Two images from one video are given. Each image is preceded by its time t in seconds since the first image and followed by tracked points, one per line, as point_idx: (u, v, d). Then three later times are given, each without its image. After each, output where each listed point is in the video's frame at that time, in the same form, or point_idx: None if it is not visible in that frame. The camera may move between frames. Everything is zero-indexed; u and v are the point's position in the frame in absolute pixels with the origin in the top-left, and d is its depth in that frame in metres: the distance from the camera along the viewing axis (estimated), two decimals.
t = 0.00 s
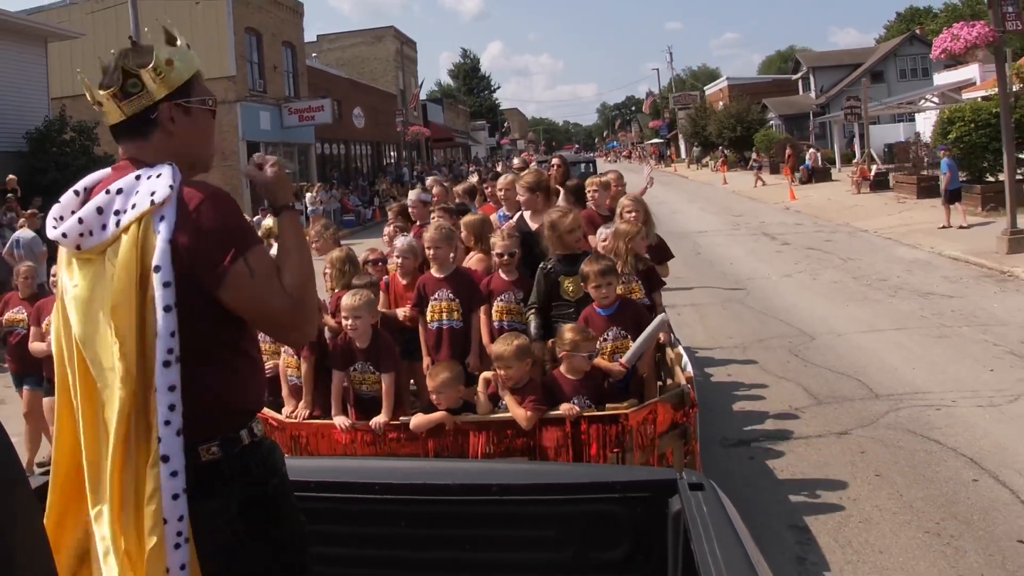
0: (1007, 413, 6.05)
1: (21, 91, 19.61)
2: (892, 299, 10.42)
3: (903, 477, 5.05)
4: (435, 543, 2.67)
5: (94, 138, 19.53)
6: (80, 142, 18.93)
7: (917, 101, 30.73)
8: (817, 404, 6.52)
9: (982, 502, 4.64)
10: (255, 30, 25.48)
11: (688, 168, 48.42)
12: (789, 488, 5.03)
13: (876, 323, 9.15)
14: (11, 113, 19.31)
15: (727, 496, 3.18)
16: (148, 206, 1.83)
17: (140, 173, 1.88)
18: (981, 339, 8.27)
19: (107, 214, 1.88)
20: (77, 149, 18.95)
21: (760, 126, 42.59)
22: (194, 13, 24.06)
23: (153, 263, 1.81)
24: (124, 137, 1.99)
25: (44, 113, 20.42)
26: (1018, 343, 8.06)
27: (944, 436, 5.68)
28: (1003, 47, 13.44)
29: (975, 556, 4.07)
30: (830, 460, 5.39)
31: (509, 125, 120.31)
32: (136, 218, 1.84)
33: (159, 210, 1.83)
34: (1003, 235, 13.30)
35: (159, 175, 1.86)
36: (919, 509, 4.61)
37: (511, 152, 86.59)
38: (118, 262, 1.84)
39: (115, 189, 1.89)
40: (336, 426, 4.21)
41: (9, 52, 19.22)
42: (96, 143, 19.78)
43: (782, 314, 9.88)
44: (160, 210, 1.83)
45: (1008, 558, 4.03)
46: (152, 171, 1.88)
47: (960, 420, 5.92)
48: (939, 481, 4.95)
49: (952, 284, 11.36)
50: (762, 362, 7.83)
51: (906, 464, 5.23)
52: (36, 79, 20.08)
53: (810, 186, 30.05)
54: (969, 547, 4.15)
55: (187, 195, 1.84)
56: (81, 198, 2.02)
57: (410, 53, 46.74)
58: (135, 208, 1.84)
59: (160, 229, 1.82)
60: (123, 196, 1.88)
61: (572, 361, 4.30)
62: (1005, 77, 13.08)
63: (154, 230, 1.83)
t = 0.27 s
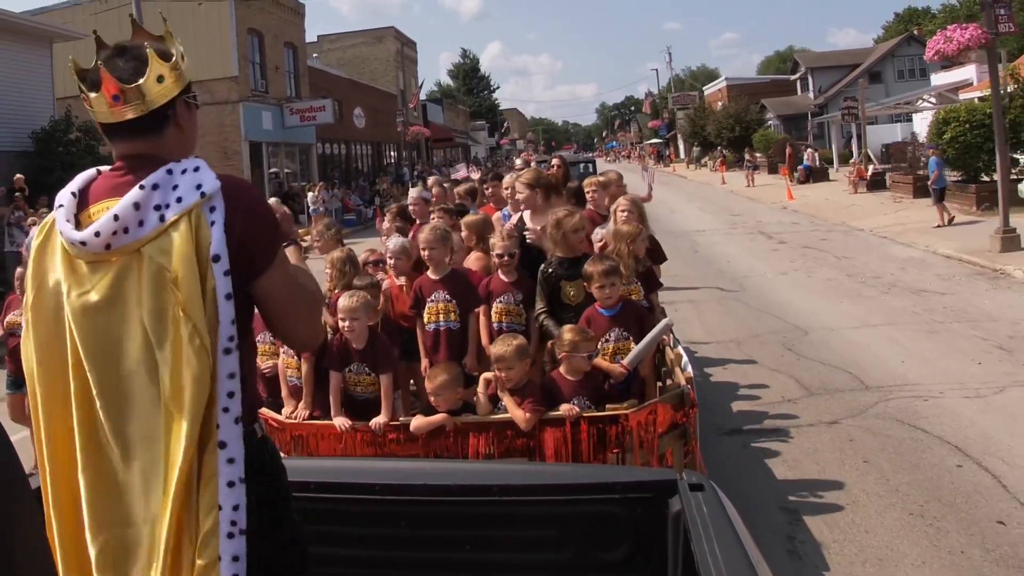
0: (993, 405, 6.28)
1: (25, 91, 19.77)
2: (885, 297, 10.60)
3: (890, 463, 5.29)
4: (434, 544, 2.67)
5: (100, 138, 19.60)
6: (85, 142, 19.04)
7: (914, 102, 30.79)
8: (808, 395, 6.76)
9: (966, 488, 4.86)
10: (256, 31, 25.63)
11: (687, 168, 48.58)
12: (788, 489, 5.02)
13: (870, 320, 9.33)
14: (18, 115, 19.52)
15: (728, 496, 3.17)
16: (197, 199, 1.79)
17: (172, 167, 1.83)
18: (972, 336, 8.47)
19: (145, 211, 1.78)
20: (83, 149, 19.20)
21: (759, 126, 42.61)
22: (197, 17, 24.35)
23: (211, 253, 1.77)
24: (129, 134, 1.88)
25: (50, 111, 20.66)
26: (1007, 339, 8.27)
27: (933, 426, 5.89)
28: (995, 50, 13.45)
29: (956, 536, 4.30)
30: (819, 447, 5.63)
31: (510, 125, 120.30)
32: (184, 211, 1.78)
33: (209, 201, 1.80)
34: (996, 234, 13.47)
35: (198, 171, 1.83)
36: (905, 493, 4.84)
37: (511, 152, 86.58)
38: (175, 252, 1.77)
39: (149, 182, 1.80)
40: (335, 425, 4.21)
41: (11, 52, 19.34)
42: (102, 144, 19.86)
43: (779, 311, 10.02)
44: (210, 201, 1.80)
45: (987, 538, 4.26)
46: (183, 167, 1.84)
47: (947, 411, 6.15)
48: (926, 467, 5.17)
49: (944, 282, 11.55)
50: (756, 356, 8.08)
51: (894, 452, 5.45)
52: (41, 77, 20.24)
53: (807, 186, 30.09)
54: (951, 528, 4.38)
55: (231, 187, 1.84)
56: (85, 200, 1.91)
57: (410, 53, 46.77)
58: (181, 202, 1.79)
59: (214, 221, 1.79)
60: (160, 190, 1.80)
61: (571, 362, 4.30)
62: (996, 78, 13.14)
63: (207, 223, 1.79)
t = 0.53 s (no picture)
0: (979, 395, 6.49)
1: (27, 91, 19.72)
2: (879, 293, 10.76)
3: (878, 449, 5.51)
4: (433, 543, 2.67)
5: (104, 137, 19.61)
6: (90, 142, 19.05)
7: (912, 102, 30.87)
8: (800, 387, 6.99)
9: (950, 473, 5.07)
10: (257, 31, 25.66)
11: (686, 168, 48.59)
12: (787, 489, 5.01)
13: (864, 316, 9.49)
14: (20, 116, 19.46)
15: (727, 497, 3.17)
16: (218, 196, 1.81)
17: (186, 165, 1.84)
18: (963, 331, 8.64)
19: (166, 209, 1.77)
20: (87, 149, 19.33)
21: (757, 126, 42.62)
22: (198, 18, 24.42)
23: (233, 250, 1.81)
24: (134, 134, 1.87)
25: (54, 113, 20.59)
26: (997, 334, 8.44)
27: (923, 416, 6.08)
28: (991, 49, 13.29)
29: (939, 517, 4.50)
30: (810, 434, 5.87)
31: (509, 125, 120.24)
32: (206, 209, 1.80)
33: (229, 199, 1.83)
34: (989, 233, 13.62)
35: (214, 169, 1.84)
36: (890, 478, 5.05)
37: (511, 152, 86.48)
38: (199, 251, 1.77)
39: (166, 181, 1.80)
40: (334, 427, 4.21)
41: (15, 53, 19.32)
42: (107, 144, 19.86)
43: (775, 309, 10.15)
44: (230, 199, 1.83)
45: (968, 519, 4.47)
46: (198, 165, 1.85)
47: (934, 402, 6.36)
48: (912, 455, 5.38)
49: (937, 279, 11.72)
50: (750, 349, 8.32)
51: (881, 441, 5.66)
52: (44, 78, 20.21)
53: (806, 186, 30.17)
54: (934, 510, 4.59)
55: (246, 185, 1.87)
56: (95, 200, 1.87)
57: (410, 54, 46.73)
58: (202, 200, 1.80)
59: (235, 219, 1.82)
60: (178, 188, 1.80)
61: (571, 364, 4.29)
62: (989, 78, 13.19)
63: (228, 222, 1.82)
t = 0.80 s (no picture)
0: (964, 387, 6.72)
1: (32, 92, 19.63)
2: (873, 292, 11.02)
3: (866, 438, 5.72)
4: (433, 543, 2.67)
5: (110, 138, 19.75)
6: (96, 142, 19.20)
7: (908, 102, 31.04)
8: (793, 380, 7.24)
9: (935, 460, 5.28)
10: (260, 32, 25.69)
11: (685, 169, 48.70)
12: (788, 489, 5.00)
13: (857, 314, 9.68)
14: (26, 116, 19.37)
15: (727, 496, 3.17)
16: (227, 206, 1.76)
17: (195, 172, 1.78)
18: (953, 328, 8.86)
19: (174, 218, 1.71)
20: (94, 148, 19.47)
21: (755, 126, 42.69)
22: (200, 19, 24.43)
23: (245, 260, 1.78)
24: (144, 136, 1.86)
25: (60, 113, 20.47)
26: (985, 330, 8.68)
27: (912, 408, 6.28)
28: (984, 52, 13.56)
29: (922, 501, 4.71)
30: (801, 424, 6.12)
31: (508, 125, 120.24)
32: (214, 220, 1.74)
33: (239, 209, 1.79)
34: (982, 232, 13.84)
35: (223, 177, 1.79)
36: (877, 464, 5.27)
37: (510, 152, 86.45)
38: (208, 262, 1.71)
39: (174, 189, 1.74)
40: (334, 426, 4.21)
41: (19, 55, 19.24)
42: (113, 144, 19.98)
43: (772, 307, 10.29)
44: (240, 209, 1.79)
45: (950, 501, 4.70)
46: (206, 172, 1.79)
47: (922, 393, 6.62)
48: (900, 443, 5.59)
49: (929, 277, 11.92)
50: (744, 345, 8.56)
51: (869, 429, 5.90)
52: (49, 78, 20.14)
53: (803, 185, 30.30)
54: (919, 494, 4.80)
55: (254, 191, 1.83)
56: (103, 202, 1.84)
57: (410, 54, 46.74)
58: (210, 209, 1.74)
59: (247, 230, 1.79)
60: (186, 196, 1.74)
61: (572, 364, 4.29)
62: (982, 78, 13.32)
63: (239, 232, 1.78)
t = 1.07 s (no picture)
0: (951, 379, 6.90)
1: (37, 92, 19.61)
2: (866, 289, 11.14)
3: (855, 427, 5.90)
4: (435, 543, 2.67)
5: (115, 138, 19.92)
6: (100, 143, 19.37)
7: (905, 103, 31.14)
8: (786, 372, 7.44)
9: (921, 447, 5.47)
10: (262, 33, 25.70)
11: (683, 169, 48.77)
12: (789, 489, 5.00)
13: (850, 310, 9.85)
14: (31, 117, 19.36)
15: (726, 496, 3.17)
16: (227, 212, 1.80)
17: (194, 176, 1.81)
18: (944, 324, 9.03)
19: (173, 223, 1.76)
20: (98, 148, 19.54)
21: (754, 127, 42.75)
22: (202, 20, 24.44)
23: (248, 266, 1.82)
24: (142, 136, 1.86)
25: (65, 113, 20.46)
26: (975, 326, 8.85)
27: (900, 398, 6.46)
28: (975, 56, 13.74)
29: (907, 485, 4.90)
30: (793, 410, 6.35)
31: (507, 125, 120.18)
32: (214, 224, 1.78)
33: (240, 213, 1.83)
34: (976, 231, 13.96)
35: (222, 182, 1.82)
36: (865, 450, 5.47)
37: (510, 153, 86.39)
38: (204, 265, 1.75)
39: (173, 194, 1.77)
40: (333, 426, 4.20)
41: (25, 55, 19.24)
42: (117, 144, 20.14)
43: (768, 304, 10.41)
44: (241, 214, 1.83)
45: (933, 484, 4.89)
46: (205, 176, 1.82)
47: (910, 385, 6.79)
48: (888, 431, 5.77)
49: (922, 275, 12.06)
50: (740, 340, 8.74)
51: (858, 417, 6.09)
52: (54, 78, 20.13)
53: (800, 185, 30.40)
54: (903, 478, 4.99)
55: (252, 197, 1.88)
56: (96, 206, 1.85)
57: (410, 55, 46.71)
58: (210, 213, 1.78)
59: (248, 234, 1.83)
60: (186, 201, 1.78)
61: (574, 365, 4.28)
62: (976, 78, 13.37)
63: (240, 237, 1.82)
